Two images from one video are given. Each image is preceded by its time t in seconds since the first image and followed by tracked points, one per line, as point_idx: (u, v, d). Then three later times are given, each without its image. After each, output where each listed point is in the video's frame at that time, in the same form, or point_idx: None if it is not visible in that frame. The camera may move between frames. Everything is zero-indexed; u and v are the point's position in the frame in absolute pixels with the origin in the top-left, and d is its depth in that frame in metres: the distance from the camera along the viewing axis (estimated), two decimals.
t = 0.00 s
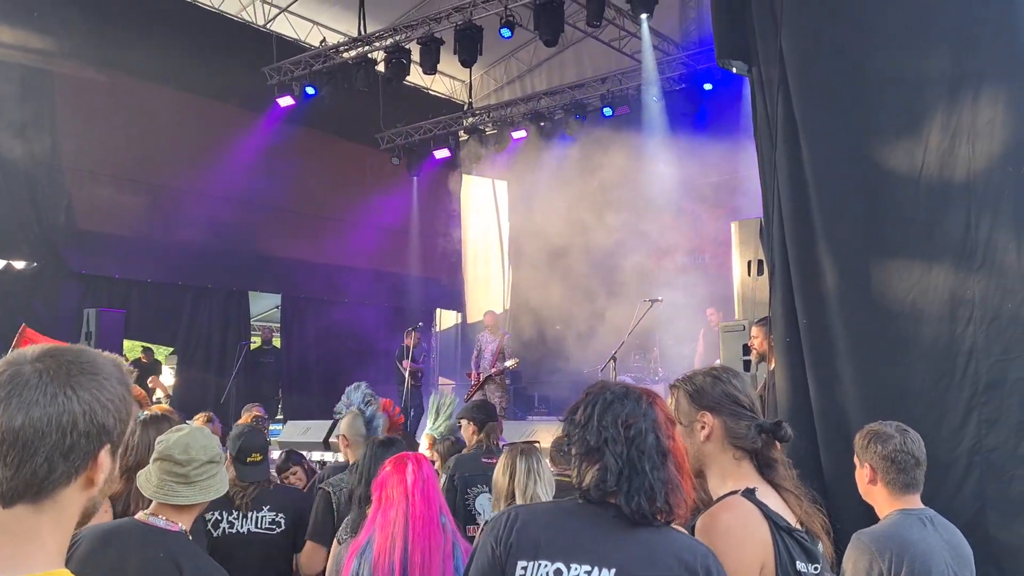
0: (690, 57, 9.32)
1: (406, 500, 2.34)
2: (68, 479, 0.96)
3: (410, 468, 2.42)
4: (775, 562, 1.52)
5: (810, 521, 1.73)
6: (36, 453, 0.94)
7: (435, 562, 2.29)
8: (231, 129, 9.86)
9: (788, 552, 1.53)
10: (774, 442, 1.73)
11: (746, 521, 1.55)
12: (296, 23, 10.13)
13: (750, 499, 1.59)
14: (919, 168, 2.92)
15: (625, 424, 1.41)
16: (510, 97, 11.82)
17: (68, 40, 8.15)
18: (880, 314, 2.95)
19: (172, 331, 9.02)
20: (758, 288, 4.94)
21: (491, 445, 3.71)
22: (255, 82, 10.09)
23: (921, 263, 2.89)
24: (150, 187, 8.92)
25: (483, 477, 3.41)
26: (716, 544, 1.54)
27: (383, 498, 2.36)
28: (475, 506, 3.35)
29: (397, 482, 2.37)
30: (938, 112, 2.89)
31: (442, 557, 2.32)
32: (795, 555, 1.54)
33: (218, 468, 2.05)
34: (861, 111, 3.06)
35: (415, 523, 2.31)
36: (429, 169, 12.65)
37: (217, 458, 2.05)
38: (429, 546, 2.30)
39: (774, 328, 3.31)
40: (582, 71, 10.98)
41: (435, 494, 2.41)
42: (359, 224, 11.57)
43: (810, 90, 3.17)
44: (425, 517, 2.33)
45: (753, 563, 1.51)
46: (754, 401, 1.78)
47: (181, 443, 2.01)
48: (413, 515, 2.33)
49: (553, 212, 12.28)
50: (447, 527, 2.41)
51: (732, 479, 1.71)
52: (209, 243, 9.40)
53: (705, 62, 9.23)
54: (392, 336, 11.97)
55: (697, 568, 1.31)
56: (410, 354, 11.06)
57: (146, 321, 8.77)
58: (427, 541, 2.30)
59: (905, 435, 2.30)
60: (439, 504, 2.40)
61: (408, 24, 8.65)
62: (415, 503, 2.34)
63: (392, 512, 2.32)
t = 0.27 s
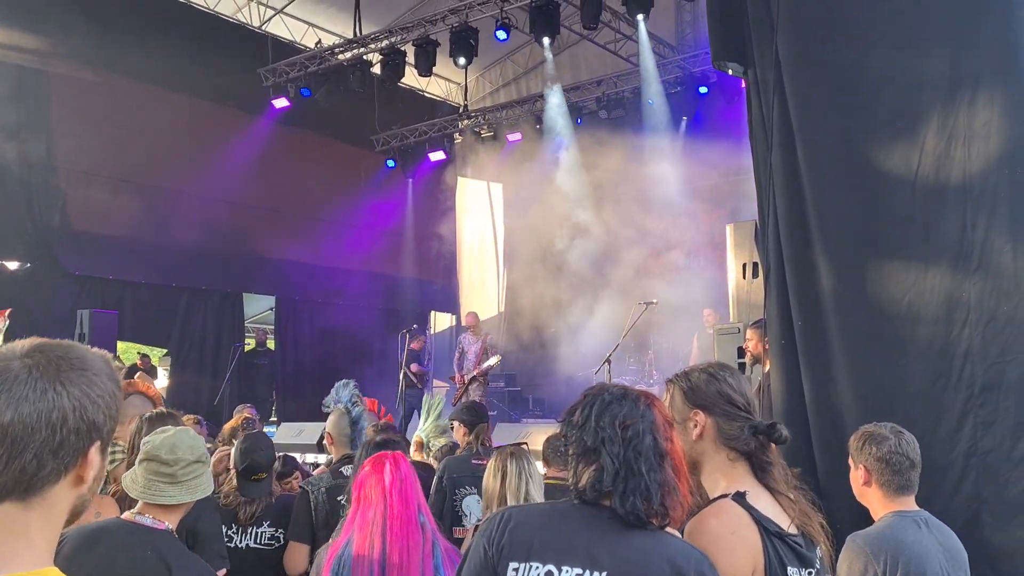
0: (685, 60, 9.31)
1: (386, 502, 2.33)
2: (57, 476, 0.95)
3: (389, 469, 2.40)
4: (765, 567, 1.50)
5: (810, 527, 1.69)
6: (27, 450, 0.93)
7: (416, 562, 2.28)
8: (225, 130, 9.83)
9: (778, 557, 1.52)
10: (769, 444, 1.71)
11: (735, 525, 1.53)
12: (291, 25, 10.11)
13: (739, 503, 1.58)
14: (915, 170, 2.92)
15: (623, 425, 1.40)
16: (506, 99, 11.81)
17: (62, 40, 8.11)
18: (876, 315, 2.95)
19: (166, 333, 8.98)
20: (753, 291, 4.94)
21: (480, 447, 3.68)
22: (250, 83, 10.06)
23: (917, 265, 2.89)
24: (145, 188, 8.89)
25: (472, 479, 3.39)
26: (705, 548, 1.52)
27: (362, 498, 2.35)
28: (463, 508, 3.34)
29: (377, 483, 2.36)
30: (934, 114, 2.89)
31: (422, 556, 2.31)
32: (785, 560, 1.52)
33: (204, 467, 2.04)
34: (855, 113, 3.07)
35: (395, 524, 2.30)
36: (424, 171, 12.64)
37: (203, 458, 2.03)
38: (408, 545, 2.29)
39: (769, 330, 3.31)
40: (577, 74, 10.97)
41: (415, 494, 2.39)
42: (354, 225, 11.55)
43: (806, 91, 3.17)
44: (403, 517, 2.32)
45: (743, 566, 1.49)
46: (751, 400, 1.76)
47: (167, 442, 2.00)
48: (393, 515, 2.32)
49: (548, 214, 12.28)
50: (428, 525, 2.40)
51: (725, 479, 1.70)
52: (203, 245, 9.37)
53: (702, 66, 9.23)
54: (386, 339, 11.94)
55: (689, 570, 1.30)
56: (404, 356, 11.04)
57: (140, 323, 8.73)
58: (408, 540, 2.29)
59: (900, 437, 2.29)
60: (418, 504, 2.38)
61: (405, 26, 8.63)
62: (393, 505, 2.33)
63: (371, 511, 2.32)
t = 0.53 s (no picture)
0: (685, 62, 9.29)
1: (362, 501, 2.20)
2: (48, 474, 0.94)
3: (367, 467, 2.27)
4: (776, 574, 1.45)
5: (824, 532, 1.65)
6: (19, 447, 0.91)
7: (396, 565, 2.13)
8: (223, 130, 9.80)
9: (790, 563, 1.47)
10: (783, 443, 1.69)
11: (747, 529, 1.50)
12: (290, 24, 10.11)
13: (751, 507, 1.55)
14: (915, 171, 2.91)
15: (623, 424, 1.38)
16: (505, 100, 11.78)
17: (60, 38, 8.08)
18: (876, 317, 2.94)
19: (163, 333, 8.96)
20: (752, 292, 4.94)
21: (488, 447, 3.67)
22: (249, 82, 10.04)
23: (917, 266, 2.88)
24: (143, 187, 8.87)
25: (477, 480, 3.39)
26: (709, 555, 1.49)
27: (338, 499, 2.22)
28: (470, 509, 3.32)
29: (353, 482, 2.23)
30: (935, 115, 2.89)
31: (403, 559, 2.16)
32: (798, 568, 1.47)
33: (175, 463, 1.99)
34: (855, 114, 3.06)
35: (372, 525, 2.16)
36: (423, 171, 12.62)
37: (173, 454, 1.99)
38: (387, 546, 2.14)
39: (768, 331, 3.30)
40: (576, 74, 10.94)
41: (394, 494, 2.25)
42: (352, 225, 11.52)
43: (806, 92, 3.16)
44: (381, 517, 2.18)
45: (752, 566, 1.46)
46: (765, 399, 1.75)
47: (132, 441, 1.94)
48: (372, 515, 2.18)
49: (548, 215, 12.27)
50: (409, 527, 2.25)
51: (738, 480, 1.69)
52: (201, 244, 9.35)
53: (702, 67, 9.20)
54: (384, 339, 11.92)
55: (685, 573, 1.29)
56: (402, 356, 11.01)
57: (137, 323, 8.71)
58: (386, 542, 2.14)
59: (899, 438, 2.28)
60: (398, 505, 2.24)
61: (404, 27, 8.61)
62: (370, 504, 2.19)
63: (348, 511, 2.18)
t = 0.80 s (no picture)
0: (686, 62, 9.22)
1: (337, 506, 2.11)
2: (38, 473, 0.92)
3: (344, 469, 2.17)
4: None
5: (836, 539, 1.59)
6: (6, 445, 0.90)
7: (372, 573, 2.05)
8: (222, 129, 9.79)
9: (807, 570, 1.40)
10: (793, 444, 1.66)
11: (765, 532, 1.43)
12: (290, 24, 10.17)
13: (770, 512, 1.47)
14: (918, 170, 2.90)
15: (625, 426, 1.36)
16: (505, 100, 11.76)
17: (59, 37, 8.06)
18: (877, 317, 2.93)
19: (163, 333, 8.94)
20: (753, 292, 4.92)
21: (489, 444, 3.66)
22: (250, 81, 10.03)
23: (919, 266, 2.87)
24: (142, 186, 8.86)
25: (479, 477, 3.36)
26: (723, 559, 1.42)
27: (314, 503, 2.14)
28: (471, 506, 3.30)
29: (329, 487, 2.15)
30: (937, 115, 2.87)
31: (380, 566, 2.07)
32: None
33: (145, 458, 1.98)
34: (856, 114, 3.05)
35: (346, 532, 2.08)
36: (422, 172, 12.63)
37: (140, 450, 1.96)
38: (365, 551, 2.06)
39: (768, 333, 3.28)
40: (576, 74, 10.91)
41: (373, 497, 2.15)
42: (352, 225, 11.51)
43: (808, 92, 3.14)
44: (362, 521, 2.10)
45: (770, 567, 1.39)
46: (775, 398, 1.72)
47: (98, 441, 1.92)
48: (347, 521, 2.09)
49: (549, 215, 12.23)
50: (391, 531, 2.15)
51: (749, 482, 1.65)
52: (200, 244, 9.34)
53: (703, 68, 9.19)
54: (383, 339, 11.93)
55: None
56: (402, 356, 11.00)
57: (136, 322, 8.69)
58: (361, 549, 2.06)
59: (902, 439, 2.27)
60: (376, 509, 2.14)
61: (404, 26, 8.57)
62: (344, 510, 2.10)
63: (324, 513, 2.12)
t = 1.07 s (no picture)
0: (690, 59, 9.21)
1: (318, 505, 2.09)
2: (32, 470, 0.91)
3: (329, 467, 2.14)
4: None
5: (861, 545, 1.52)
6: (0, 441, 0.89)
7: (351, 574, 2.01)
8: (225, 127, 9.79)
9: None
10: (817, 442, 1.60)
11: (788, 537, 1.37)
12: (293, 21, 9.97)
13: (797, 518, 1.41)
14: (924, 167, 2.88)
15: (657, 427, 1.34)
16: (508, 97, 11.72)
17: (62, 34, 8.06)
18: (882, 315, 2.91)
19: (166, 330, 8.95)
20: (757, 290, 4.90)
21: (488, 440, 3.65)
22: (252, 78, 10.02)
23: (924, 264, 2.85)
24: (145, 184, 8.86)
25: (478, 475, 3.36)
26: (745, 563, 1.38)
27: (300, 501, 2.12)
28: (469, 503, 3.29)
29: (313, 484, 2.12)
30: (943, 112, 2.85)
31: (361, 567, 2.03)
32: None
33: (147, 448, 2.01)
34: (862, 110, 3.03)
35: (326, 531, 2.05)
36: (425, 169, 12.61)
37: (140, 443, 1.99)
38: (346, 551, 2.03)
39: (773, 330, 3.27)
40: (580, 71, 10.87)
41: (357, 496, 2.10)
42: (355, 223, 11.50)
43: (814, 88, 3.12)
44: (346, 520, 2.06)
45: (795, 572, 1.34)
46: (798, 395, 1.66)
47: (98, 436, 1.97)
48: (328, 520, 2.07)
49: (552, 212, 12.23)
50: (377, 532, 2.10)
51: (771, 482, 1.59)
52: (203, 241, 9.35)
53: (706, 66, 9.16)
54: (385, 335, 11.94)
55: None
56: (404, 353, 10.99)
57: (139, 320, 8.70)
58: (340, 550, 2.03)
59: (910, 437, 2.25)
60: (360, 509, 2.10)
61: (407, 23, 8.53)
62: (325, 509, 2.08)
63: (310, 511, 2.09)
